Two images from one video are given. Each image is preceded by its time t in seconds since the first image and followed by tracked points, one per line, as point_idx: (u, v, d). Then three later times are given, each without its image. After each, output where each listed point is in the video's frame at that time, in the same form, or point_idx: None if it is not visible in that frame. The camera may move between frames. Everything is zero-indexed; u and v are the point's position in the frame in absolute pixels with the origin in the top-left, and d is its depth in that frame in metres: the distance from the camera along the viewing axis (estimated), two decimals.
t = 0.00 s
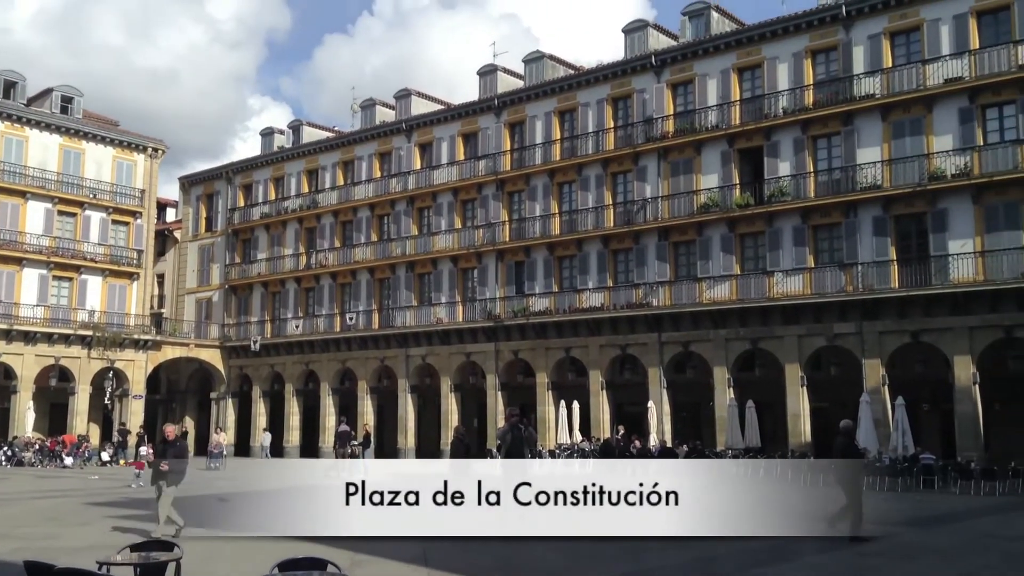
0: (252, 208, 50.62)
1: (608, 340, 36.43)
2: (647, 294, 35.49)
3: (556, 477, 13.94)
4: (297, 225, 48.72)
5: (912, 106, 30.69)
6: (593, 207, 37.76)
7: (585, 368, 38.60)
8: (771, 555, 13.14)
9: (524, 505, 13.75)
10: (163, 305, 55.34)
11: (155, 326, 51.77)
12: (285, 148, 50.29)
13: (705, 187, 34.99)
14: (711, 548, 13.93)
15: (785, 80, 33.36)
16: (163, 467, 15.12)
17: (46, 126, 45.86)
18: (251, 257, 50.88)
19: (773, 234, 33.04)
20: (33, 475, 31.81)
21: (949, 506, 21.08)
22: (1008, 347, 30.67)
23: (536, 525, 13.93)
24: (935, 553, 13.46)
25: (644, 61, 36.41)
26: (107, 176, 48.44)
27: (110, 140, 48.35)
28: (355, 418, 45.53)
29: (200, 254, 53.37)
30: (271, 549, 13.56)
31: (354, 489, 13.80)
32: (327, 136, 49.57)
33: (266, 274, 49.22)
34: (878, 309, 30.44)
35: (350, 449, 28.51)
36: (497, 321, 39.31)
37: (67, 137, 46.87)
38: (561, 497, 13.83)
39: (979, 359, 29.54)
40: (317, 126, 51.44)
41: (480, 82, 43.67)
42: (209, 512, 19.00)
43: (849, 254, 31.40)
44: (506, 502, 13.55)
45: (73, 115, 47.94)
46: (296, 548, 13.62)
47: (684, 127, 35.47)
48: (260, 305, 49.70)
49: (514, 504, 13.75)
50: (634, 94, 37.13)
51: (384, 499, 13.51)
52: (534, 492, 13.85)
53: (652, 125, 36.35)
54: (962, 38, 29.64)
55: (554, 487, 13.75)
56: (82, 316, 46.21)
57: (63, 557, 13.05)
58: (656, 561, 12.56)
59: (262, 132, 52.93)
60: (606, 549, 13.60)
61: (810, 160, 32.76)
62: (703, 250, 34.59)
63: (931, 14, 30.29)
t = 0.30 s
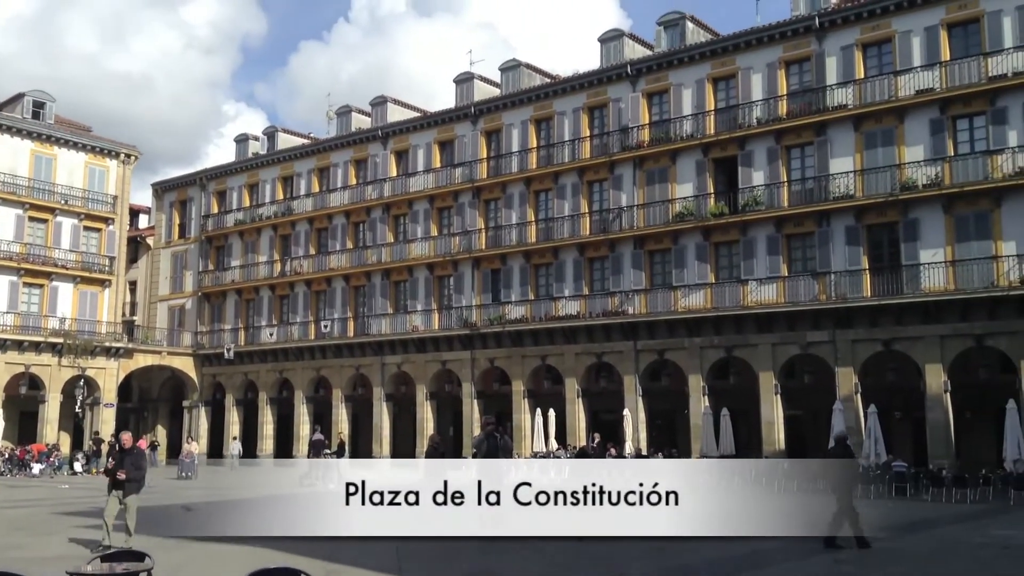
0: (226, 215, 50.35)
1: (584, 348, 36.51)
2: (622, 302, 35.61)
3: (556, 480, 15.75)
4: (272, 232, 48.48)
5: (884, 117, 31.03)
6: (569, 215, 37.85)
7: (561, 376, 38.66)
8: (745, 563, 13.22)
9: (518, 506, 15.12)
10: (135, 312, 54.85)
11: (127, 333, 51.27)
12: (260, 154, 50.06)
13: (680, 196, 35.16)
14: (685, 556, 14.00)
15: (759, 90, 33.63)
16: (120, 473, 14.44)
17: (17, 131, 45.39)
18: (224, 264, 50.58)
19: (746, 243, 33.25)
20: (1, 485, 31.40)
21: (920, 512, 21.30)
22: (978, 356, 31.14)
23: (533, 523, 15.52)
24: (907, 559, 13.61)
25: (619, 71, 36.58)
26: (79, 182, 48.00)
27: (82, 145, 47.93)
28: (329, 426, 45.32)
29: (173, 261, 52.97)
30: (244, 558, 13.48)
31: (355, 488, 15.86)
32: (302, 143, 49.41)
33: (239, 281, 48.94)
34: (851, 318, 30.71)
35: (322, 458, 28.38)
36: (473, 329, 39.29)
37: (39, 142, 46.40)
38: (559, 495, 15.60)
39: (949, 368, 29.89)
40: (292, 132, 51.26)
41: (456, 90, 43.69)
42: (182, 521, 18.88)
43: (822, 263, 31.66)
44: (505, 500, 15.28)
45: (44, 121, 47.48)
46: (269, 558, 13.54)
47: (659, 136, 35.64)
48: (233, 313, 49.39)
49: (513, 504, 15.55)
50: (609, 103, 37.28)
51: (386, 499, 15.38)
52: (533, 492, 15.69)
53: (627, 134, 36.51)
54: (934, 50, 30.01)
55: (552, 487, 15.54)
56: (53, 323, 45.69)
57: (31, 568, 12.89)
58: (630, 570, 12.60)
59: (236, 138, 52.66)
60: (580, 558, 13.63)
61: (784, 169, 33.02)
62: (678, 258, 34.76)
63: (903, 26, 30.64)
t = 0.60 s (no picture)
0: (205, 222, 50.08)
1: (564, 356, 36.57)
2: (603, 310, 35.67)
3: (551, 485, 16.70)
4: (251, 239, 48.28)
5: (861, 127, 31.29)
6: (550, 223, 37.90)
7: (541, 384, 38.68)
8: (724, 569, 13.25)
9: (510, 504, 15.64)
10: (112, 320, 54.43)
11: (104, 341, 50.87)
12: (239, 161, 49.86)
13: (660, 205, 35.29)
14: (664, 562, 14.02)
15: (738, 100, 33.83)
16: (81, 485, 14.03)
17: None
18: (203, 272, 50.30)
19: (725, 251, 33.40)
20: None
21: (896, 520, 21.44)
22: (955, 364, 31.33)
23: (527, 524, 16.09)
24: (884, 566, 13.68)
25: (600, 80, 36.71)
26: (56, 188, 47.62)
27: (59, 151, 47.56)
28: (308, 435, 45.11)
29: (150, 268, 52.62)
30: (221, 567, 13.38)
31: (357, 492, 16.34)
32: (282, 150, 49.26)
33: (218, 288, 48.68)
34: (829, 326, 30.90)
35: (300, 467, 28.24)
36: (453, 336, 39.25)
37: (16, 148, 46.01)
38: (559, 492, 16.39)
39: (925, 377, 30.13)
40: (272, 139, 51.09)
41: (437, 97, 43.69)
42: (158, 530, 18.74)
43: (800, 271, 31.84)
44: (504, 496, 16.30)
45: (21, 126, 47.10)
46: (246, 566, 13.45)
47: (640, 145, 35.78)
48: (211, 320, 49.09)
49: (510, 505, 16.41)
50: (590, 111, 37.41)
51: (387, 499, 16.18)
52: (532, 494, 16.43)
53: (608, 142, 36.63)
54: (910, 61, 30.30)
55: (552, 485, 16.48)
56: (28, 331, 45.23)
57: None
58: None
59: (215, 145, 52.43)
60: (560, 565, 13.61)
61: (762, 179, 33.23)
62: (658, 266, 34.87)
63: (880, 37, 30.94)
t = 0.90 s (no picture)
0: (177, 227, 49.69)
1: (539, 363, 36.63)
2: (578, 318, 35.75)
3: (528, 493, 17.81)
4: (224, 244, 47.98)
5: (834, 139, 31.59)
6: (525, 231, 37.93)
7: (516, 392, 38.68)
8: None
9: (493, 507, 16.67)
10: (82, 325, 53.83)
11: (74, 346, 50.29)
12: (212, 166, 49.54)
13: (635, 214, 35.43)
14: (638, 570, 14.01)
15: (712, 111, 34.05)
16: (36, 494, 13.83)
17: None
18: (175, 277, 49.90)
19: (700, 261, 33.58)
20: None
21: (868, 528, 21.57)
22: (925, 374, 31.43)
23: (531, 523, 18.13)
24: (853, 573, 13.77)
25: (576, 89, 36.84)
26: (26, 192, 47.08)
27: (30, 155, 47.03)
28: (280, 442, 44.83)
29: (121, 273, 52.12)
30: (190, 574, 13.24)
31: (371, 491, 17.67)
32: (256, 155, 48.99)
33: (190, 294, 48.30)
34: (801, 335, 31.13)
35: (272, 474, 27.99)
36: (428, 344, 39.16)
37: None
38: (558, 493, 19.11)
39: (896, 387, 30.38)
40: (246, 144, 50.81)
41: (414, 104, 43.64)
42: (128, 537, 18.55)
43: (773, 281, 32.06)
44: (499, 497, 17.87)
45: None
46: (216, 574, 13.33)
47: (615, 155, 35.91)
48: (183, 326, 48.68)
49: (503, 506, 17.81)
50: (566, 120, 37.52)
51: (388, 499, 17.53)
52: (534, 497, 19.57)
53: (584, 151, 36.74)
54: (882, 73, 30.65)
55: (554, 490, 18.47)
56: None
57: None
58: None
59: (189, 149, 52.07)
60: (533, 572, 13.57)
61: (736, 189, 33.45)
62: (632, 274, 34.99)
63: (853, 50, 31.28)
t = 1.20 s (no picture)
0: (150, 232, 49.28)
1: (515, 370, 36.63)
2: (554, 324, 35.75)
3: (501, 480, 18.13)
4: (198, 249, 47.64)
5: (807, 147, 31.84)
6: (502, 237, 37.92)
7: (492, 398, 38.65)
8: None
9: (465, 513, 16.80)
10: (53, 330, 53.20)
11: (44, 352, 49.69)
12: (186, 171, 49.19)
13: (612, 221, 35.53)
14: None
15: (688, 119, 34.25)
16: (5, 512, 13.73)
17: None
18: (148, 282, 49.47)
19: (675, 268, 33.73)
20: None
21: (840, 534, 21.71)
22: (897, 380, 31.92)
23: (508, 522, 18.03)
24: None
25: (553, 96, 36.92)
26: None
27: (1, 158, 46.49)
28: (254, 449, 44.51)
29: (93, 278, 51.58)
30: None
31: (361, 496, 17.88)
32: (231, 160, 48.71)
33: (163, 299, 47.89)
34: (775, 342, 31.33)
35: (245, 481, 27.77)
36: (404, 350, 39.04)
37: None
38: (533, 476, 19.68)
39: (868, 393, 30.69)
40: (221, 149, 50.50)
41: (390, 110, 43.56)
42: (98, 545, 18.34)
43: (748, 288, 32.25)
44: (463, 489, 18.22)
45: None
46: None
47: (592, 162, 36.02)
48: (156, 332, 48.25)
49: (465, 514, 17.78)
50: (543, 127, 37.60)
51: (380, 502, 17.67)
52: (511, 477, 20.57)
53: (560, 158, 36.82)
54: (856, 83, 30.96)
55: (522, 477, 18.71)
56: None
57: None
58: None
59: (163, 153, 51.69)
60: None
61: (711, 197, 33.63)
62: (609, 281, 35.08)
63: (826, 60, 31.57)
